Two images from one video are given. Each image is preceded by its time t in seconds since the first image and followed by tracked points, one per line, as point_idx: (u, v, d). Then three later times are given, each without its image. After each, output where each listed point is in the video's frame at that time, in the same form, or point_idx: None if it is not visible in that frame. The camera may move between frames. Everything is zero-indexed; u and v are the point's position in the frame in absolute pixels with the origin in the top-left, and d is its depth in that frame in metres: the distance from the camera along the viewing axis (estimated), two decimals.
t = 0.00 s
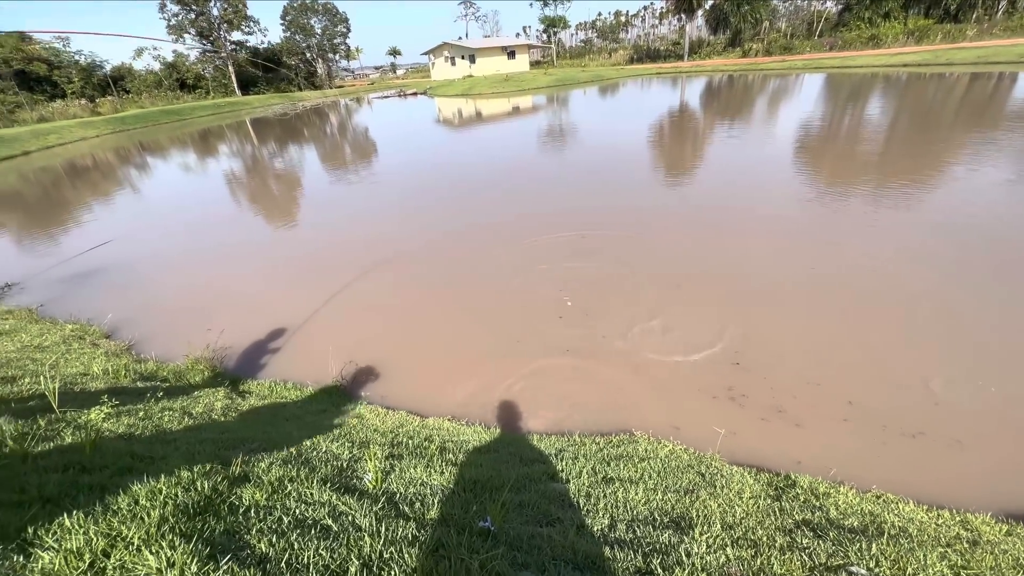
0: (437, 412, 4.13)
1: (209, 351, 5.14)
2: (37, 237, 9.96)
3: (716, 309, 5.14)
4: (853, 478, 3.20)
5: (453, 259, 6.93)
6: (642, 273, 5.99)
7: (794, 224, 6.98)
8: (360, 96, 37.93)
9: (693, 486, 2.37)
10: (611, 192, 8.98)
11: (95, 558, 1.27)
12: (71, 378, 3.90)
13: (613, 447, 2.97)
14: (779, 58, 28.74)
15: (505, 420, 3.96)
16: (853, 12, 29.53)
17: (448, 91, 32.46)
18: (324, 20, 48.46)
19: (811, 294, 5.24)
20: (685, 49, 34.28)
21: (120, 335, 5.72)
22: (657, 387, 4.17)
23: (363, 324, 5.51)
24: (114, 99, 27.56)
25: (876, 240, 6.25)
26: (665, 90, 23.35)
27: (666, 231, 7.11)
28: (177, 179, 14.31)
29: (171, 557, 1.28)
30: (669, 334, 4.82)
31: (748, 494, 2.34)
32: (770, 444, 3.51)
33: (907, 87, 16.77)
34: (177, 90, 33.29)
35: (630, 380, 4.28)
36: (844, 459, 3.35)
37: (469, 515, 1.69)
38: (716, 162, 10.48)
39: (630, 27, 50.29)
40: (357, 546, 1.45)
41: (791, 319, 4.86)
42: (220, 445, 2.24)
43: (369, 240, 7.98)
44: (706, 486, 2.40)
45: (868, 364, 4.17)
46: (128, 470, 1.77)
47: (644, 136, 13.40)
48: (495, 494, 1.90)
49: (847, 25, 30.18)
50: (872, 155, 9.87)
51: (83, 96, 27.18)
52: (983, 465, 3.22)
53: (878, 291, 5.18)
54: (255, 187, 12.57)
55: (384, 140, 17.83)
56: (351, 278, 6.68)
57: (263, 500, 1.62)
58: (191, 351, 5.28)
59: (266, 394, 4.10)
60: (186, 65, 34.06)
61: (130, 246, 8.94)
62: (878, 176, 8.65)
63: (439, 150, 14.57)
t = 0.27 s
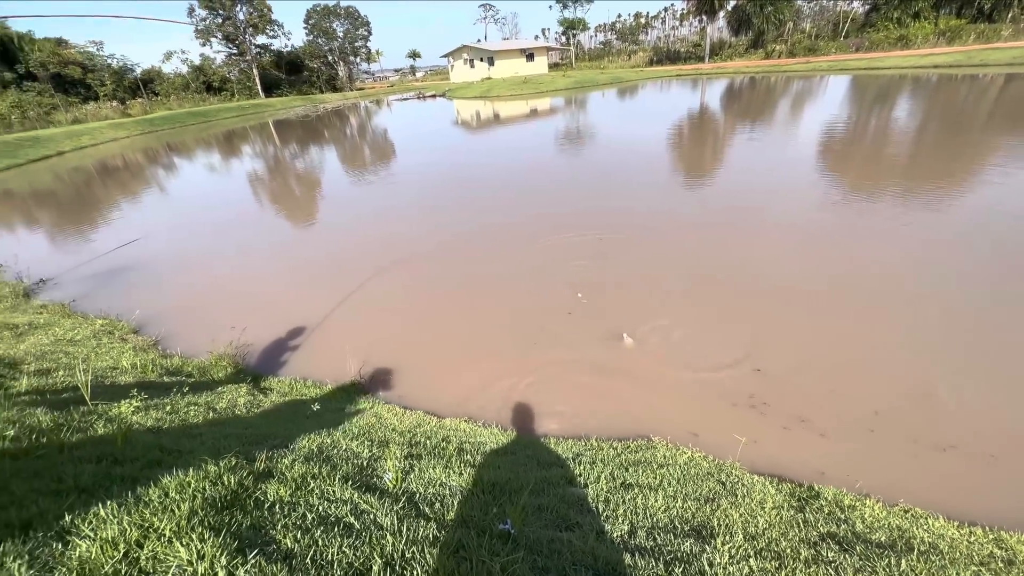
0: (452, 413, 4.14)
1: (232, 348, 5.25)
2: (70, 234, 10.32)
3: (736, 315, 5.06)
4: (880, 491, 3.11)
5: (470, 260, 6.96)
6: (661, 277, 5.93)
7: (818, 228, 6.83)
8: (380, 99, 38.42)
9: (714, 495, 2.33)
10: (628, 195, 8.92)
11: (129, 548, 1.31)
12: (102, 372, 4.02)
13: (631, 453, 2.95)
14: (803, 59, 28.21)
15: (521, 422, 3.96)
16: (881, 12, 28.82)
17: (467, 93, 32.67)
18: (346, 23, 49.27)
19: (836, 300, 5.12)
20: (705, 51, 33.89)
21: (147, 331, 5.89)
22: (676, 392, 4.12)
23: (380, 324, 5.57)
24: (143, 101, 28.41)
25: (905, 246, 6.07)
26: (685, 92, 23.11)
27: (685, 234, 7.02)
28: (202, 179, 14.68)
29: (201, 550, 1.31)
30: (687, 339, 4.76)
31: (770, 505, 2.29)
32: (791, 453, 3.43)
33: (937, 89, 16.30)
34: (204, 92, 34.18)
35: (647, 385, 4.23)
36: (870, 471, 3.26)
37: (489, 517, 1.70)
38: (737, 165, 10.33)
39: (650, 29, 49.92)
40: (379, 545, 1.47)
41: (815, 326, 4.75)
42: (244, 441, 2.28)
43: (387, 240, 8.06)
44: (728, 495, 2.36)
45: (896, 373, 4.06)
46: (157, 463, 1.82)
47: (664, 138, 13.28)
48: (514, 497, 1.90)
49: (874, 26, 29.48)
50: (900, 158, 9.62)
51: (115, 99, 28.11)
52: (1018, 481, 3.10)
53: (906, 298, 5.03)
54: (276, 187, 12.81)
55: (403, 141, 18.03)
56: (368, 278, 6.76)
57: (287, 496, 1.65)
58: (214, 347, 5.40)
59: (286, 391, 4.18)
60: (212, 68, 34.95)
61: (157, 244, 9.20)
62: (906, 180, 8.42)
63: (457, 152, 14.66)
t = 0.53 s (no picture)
0: (471, 415, 4.14)
1: (259, 344, 5.38)
2: (109, 231, 10.77)
3: (763, 323, 4.94)
4: (915, 511, 2.98)
5: (492, 262, 6.98)
6: (685, 283, 5.83)
7: (850, 236, 6.63)
8: (406, 102, 38.99)
9: (740, 507, 2.28)
10: (652, 199, 8.82)
11: (166, 535, 1.36)
12: (138, 364, 4.18)
13: (654, 461, 2.90)
14: (837, 63, 27.46)
15: (541, 426, 3.94)
16: (920, 14, 27.86)
17: (491, 97, 32.89)
18: (374, 28, 50.26)
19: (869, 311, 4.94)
20: (734, 54, 33.32)
21: (180, 326, 6.09)
22: (699, 401, 4.04)
23: (402, 324, 5.64)
24: (181, 104, 29.51)
25: (944, 255, 5.83)
26: (712, 95, 22.76)
27: (711, 240, 6.90)
28: (234, 179, 15.15)
29: (234, 541, 1.35)
30: (711, 348, 4.67)
31: (800, 520, 2.22)
32: (820, 468, 3.33)
33: (980, 93, 15.64)
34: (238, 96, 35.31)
35: (669, 393, 4.16)
36: (905, 490, 3.13)
37: (511, 520, 1.70)
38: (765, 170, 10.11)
39: (678, 32, 49.37)
40: (404, 543, 1.49)
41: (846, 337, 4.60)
42: (272, 436, 2.34)
43: (411, 241, 8.17)
44: (754, 508, 2.30)
45: (933, 388, 3.89)
46: (191, 454, 1.88)
47: (689, 142, 13.10)
48: (536, 501, 1.90)
49: (912, 28, 28.50)
50: (938, 164, 9.26)
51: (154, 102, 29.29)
52: None
53: (945, 310, 4.83)
54: (304, 188, 13.14)
55: (427, 144, 18.25)
56: (391, 278, 6.86)
57: (314, 491, 1.69)
58: (243, 343, 5.56)
59: (311, 388, 4.26)
60: (246, 72, 36.08)
61: (190, 242, 9.52)
62: (945, 187, 8.10)
63: (481, 155, 14.76)
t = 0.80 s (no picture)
0: (497, 418, 4.15)
1: (293, 342, 5.54)
2: (155, 229, 11.30)
3: (799, 336, 4.78)
4: (964, 541, 2.82)
5: (520, 266, 6.99)
6: (717, 292, 5.70)
7: (894, 247, 6.35)
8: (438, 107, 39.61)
9: (776, 527, 2.21)
10: (683, 205, 8.67)
11: (213, 524, 1.41)
12: (181, 357, 4.37)
13: (684, 474, 2.84)
14: (881, 67, 26.45)
15: (568, 432, 3.91)
16: (973, 17, 26.58)
17: (521, 102, 33.06)
18: (409, 35, 51.31)
19: (914, 326, 4.72)
20: (771, 59, 32.53)
21: (219, 321, 6.34)
22: (731, 414, 3.94)
23: (430, 326, 5.71)
24: (224, 109, 30.80)
25: (997, 271, 5.53)
26: (747, 101, 22.26)
27: (744, 249, 6.73)
28: (272, 181, 15.69)
29: (276, 533, 1.40)
30: (744, 360, 4.54)
31: (839, 544, 2.14)
32: (860, 490, 3.19)
33: None
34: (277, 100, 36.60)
35: (700, 404, 4.07)
36: (953, 518, 2.96)
37: (542, 528, 1.69)
38: (802, 177, 9.81)
39: (712, 37, 48.55)
40: (437, 545, 1.51)
41: (889, 353, 4.41)
42: (307, 432, 2.40)
43: (440, 243, 8.27)
44: (791, 528, 2.22)
45: (985, 411, 3.68)
46: (232, 446, 1.95)
47: (722, 148, 12.84)
48: (566, 509, 1.89)
49: (964, 30, 27.19)
50: (991, 173, 8.80)
51: (199, 106, 30.66)
52: None
53: (998, 329, 4.57)
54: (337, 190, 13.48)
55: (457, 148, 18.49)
56: (420, 279, 6.97)
57: (349, 489, 1.72)
58: (278, 340, 5.74)
59: (342, 386, 4.36)
60: (285, 78, 37.39)
61: (230, 241, 9.90)
62: (999, 198, 7.68)
63: (510, 159, 14.85)
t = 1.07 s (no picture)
0: (527, 424, 4.14)
1: (331, 341, 5.72)
2: (205, 228, 11.91)
3: (845, 354, 4.56)
4: None
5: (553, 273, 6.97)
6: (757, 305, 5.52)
7: (952, 264, 5.98)
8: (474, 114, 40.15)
9: (820, 555, 2.11)
10: (722, 215, 8.45)
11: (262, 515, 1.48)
12: (227, 352, 4.58)
13: (721, 494, 2.76)
14: (938, 74, 25.12)
15: (598, 443, 3.86)
16: None
17: (557, 109, 33.13)
18: (448, 43, 52.43)
19: (974, 349, 4.43)
20: (818, 65, 31.41)
21: (262, 318, 6.60)
22: (770, 433, 3.79)
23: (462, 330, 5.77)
24: (271, 114, 32.24)
25: None
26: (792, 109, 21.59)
27: (787, 261, 6.49)
28: (314, 184, 16.27)
29: (320, 528, 1.45)
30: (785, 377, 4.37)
31: None
32: (911, 521, 3.01)
33: None
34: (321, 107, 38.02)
35: (737, 421, 3.94)
36: (1017, 559, 2.75)
37: (577, 540, 1.68)
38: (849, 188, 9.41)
39: (756, 43, 47.35)
40: (474, 552, 1.52)
41: (945, 376, 4.15)
42: (346, 430, 2.47)
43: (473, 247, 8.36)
44: (836, 557, 2.12)
45: None
46: (277, 441, 2.03)
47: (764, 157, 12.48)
48: (601, 522, 1.86)
49: None
50: None
51: (249, 112, 32.22)
52: None
53: None
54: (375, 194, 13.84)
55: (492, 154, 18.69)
56: (453, 283, 7.05)
57: (388, 488, 1.76)
58: (316, 338, 5.92)
59: (377, 387, 4.46)
60: (329, 85, 38.84)
61: (273, 241, 10.33)
62: None
63: (544, 166, 14.89)
